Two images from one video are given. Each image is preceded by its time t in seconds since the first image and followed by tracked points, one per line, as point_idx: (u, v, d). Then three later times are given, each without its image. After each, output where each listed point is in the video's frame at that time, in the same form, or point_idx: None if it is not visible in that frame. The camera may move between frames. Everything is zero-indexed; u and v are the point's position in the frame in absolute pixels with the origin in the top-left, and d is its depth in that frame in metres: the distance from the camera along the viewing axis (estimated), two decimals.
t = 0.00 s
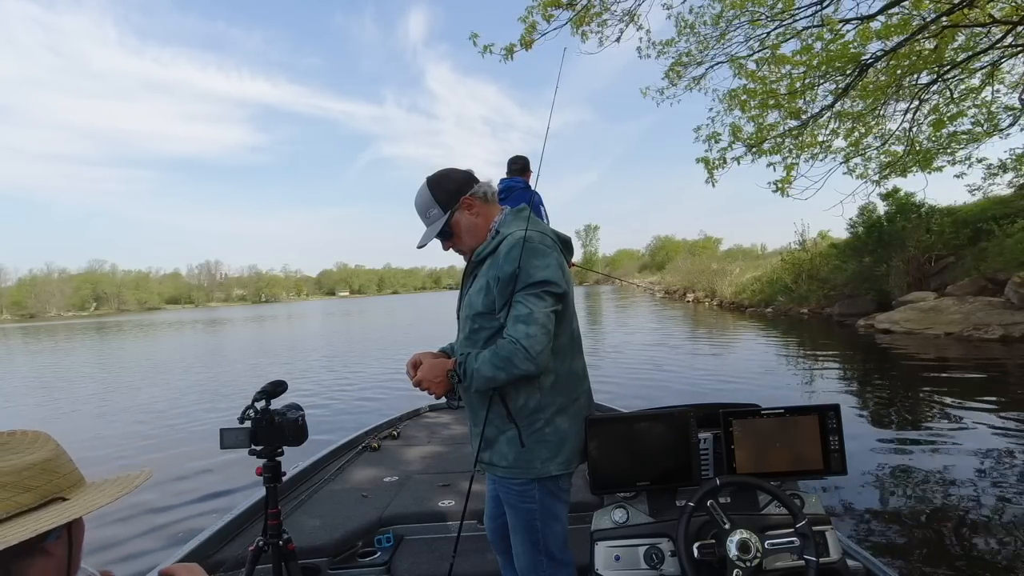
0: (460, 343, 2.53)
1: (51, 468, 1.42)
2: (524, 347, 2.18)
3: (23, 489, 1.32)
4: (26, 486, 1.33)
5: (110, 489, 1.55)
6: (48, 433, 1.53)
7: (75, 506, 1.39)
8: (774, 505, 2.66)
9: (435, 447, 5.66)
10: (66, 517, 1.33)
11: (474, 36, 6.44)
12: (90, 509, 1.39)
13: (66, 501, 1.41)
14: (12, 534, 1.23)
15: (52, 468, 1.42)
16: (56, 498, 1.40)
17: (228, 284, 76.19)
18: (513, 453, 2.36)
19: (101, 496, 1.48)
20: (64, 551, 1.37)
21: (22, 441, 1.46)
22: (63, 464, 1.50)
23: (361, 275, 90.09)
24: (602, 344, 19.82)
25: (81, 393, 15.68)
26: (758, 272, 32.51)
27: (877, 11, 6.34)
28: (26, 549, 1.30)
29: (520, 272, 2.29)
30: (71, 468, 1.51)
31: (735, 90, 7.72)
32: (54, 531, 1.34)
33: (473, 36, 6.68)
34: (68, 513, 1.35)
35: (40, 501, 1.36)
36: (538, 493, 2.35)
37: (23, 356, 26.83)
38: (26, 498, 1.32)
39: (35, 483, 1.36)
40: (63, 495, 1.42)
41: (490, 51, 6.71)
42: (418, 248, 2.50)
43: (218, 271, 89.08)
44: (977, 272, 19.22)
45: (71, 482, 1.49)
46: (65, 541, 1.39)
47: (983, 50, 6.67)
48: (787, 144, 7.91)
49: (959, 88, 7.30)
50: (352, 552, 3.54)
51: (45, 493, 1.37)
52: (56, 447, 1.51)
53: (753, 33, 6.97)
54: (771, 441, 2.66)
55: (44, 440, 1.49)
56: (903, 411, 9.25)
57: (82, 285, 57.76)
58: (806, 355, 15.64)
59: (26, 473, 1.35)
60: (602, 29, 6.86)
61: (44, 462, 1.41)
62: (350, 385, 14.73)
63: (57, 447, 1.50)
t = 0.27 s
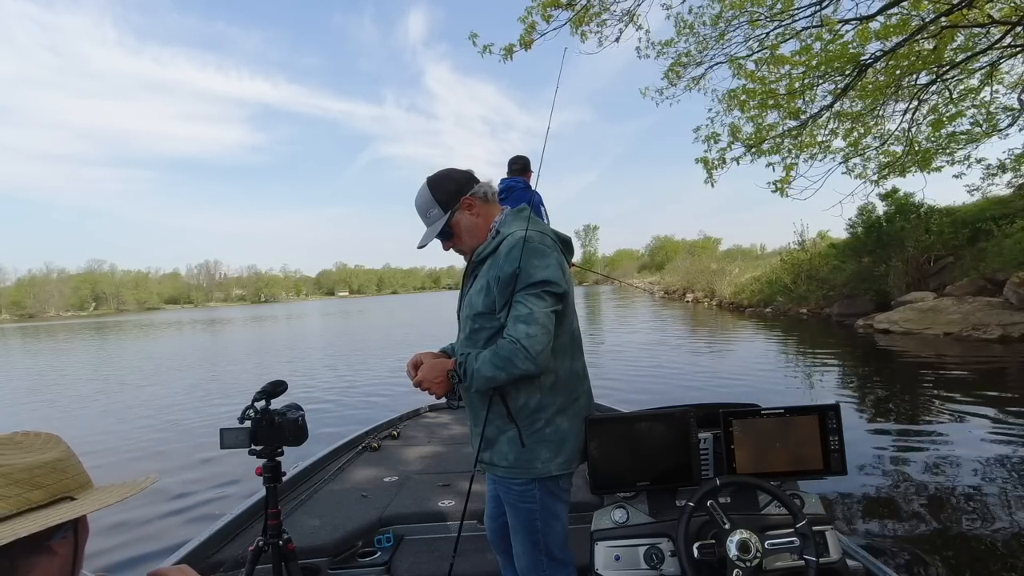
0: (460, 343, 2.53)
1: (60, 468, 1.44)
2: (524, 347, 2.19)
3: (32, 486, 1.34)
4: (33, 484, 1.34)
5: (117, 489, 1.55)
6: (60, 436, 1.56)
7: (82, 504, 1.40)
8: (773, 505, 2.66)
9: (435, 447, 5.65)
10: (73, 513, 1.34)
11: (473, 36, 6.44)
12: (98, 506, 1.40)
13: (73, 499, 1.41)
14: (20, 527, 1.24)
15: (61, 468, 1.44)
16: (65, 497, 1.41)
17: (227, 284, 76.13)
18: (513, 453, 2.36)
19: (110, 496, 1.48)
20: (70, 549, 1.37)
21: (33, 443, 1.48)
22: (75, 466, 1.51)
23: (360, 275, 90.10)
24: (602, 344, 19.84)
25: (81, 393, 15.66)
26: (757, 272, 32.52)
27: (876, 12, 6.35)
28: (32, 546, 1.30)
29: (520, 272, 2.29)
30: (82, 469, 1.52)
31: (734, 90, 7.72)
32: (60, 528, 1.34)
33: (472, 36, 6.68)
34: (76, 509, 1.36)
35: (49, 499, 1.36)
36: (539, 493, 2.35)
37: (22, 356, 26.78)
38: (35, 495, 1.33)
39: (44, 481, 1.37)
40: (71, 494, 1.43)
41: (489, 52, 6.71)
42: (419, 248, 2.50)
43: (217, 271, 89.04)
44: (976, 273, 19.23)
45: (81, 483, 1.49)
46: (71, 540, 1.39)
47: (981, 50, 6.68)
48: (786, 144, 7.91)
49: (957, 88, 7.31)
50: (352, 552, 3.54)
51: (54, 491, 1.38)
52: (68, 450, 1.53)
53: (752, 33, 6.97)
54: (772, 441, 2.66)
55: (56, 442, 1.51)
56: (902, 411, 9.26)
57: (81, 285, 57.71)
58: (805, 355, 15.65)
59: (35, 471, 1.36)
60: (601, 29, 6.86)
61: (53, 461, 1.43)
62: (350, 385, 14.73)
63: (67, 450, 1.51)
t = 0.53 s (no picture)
0: (460, 343, 2.53)
1: (67, 468, 1.44)
2: (524, 347, 2.19)
3: (37, 485, 1.34)
4: (37, 484, 1.34)
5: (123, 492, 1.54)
6: (71, 437, 1.57)
7: (87, 504, 1.39)
8: (774, 505, 2.66)
9: (435, 447, 5.65)
10: (75, 512, 1.33)
11: (472, 37, 6.44)
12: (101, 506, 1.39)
13: (78, 500, 1.41)
14: (22, 525, 1.24)
15: (68, 468, 1.44)
16: (70, 496, 1.40)
17: (226, 284, 76.11)
18: (513, 453, 2.36)
19: (115, 498, 1.48)
20: (74, 550, 1.36)
21: (43, 443, 1.49)
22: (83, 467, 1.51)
23: (360, 275, 90.13)
24: (602, 344, 19.83)
25: (80, 393, 15.65)
26: (756, 272, 32.51)
27: (875, 12, 6.35)
28: (34, 545, 1.30)
29: (520, 272, 2.29)
30: (91, 471, 1.52)
31: (734, 90, 7.72)
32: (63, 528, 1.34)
33: (472, 36, 6.68)
34: (80, 507, 1.36)
35: (54, 498, 1.36)
36: (539, 493, 2.35)
37: (22, 356, 26.77)
38: (39, 495, 1.33)
39: (50, 480, 1.37)
40: (76, 495, 1.42)
41: (489, 52, 6.71)
42: (419, 248, 2.50)
43: (217, 271, 88.99)
44: (975, 272, 19.23)
45: (88, 484, 1.49)
46: (75, 541, 1.38)
47: (980, 50, 6.67)
48: (785, 144, 7.91)
49: (956, 88, 7.31)
50: (352, 552, 3.54)
51: (59, 491, 1.38)
52: (76, 452, 1.53)
53: (752, 33, 6.97)
54: (772, 441, 2.66)
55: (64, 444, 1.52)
56: (902, 411, 9.26)
57: (80, 285, 57.67)
58: (804, 355, 15.66)
59: (41, 470, 1.37)
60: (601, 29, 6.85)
61: (61, 462, 1.44)
62: (349, 385, 14.72)
63: (76, 452, 1.52)
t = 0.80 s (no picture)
0: (460, 343, 2.53)
1: (59, 466, 1.44)
2: (525, 347, 2.19)
3: (26, 485, 1.34)
4: (26, 483, 1.34)
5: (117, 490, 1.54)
6: (67, 436, 1.57)
7: (77, 502, 1.39)
8: (773, 505, 2.66)
9: (435, 447, 5.65)
10: (64, 510, 1.33)
11: (472, 37, 6.44)
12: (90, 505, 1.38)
13: (69, 498, 1.40)
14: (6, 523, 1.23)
15: (60, 467, 1.44)
16: (60, 495, 1.40)
17: (225, 284, 76.07)
18: (513, 453, 2.36)
19: (107, 496, 1.47)
20: (66, 551, 1.36)
21: (38, 442, 1.50)
22: (77, 466, 1.51)
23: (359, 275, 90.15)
24: (601, 344, 19.83)
25: (79, 393, 15.63)
26: (756, 272, 32.52)
27: (873, 12, 6.35)
28: (23, 547, 1.29)
29: (520, 272, 2.29)
30: (86, 469, 1.52)
31: (733, 90, 7.72)
32: (51, 527, 1.33)
33: (471, 36, 6.67)
34: (69, 507, 1.35)
35: (43, 497, 1.36)
36: (539, 493, 2.35)
37: (20, 356, 26.73)
38: (27, 494, 1.33)
39: (40, 479, 1.37)
40: (67, 493, 1.42)
41: (488, 51, 6.70)
42: (419, 248, 2.51)
43: (216, 271, 88.95)
44: (974, 272, 19.24)
45: (82, 482, 1.48)
46: (68, 539, 1.38)
47: (979, 51, 6.68)
48: (784, 144, 7.91)
49: (955, 88, 7.31)
50: (352, 552, 3.54)
51: (49, 490, 1.38)
52: (72, 451, 1.53)
53: (751, 33, 6.97)
54: (771, 440, 2.66)
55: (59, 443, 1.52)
56: (901, 411, 9.26)
57: (79, 285, 57.61)
58: (804, 355, 15.67)
59: (30, 470, 1.37)
60: (600, 29, 6.85)
61: (52, 460, 1.44)
62: (349, 385, 14.72)
63: (71, 450, 1.52)
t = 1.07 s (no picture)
0: (460, 343, 2.53)
1: (54, 465, 1.44)
2: (525, 348, 2.19)
3: (21, 484, 1.34)
4: (23, 482, 1.34)
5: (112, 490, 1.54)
6: (63, 436, 1.57)
7: (73, 501, 1.39)
8: (773, 505, 2.66)
9: (435, 447, 5.65)
10: (59, 509, 1.33)
11: (471, 36, 6.44)
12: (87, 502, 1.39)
13: (65, 498, 1.40)
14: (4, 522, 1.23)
15: (55, 467, 1.44)
16: (55, 495, 1.40)
17: (225, 284, 76.03)
18: (513, 453, 2.36)
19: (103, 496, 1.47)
20: (63, 551, 1.36)
21: (34, 442, 1.49)
22: (72, 466, 1.51)
23: (358, 275, 90.14)
24: (600, 344, 19.84)
25: (78, 394, 15.63)
26: (755, 272, 32.53)
27: (872, 12, 6.35)
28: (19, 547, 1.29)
29: (520, 272, 2.29)
30: (81, 469, 1.52)
31: (732, 90, 7.73)
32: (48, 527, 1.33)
33: (471, 36, 6.66)
34: (64, 505, 1.35)
35: (39, 497, 1.36)
36: (539, 493, 2.35)
37: (20, 356, 26.71)
38: (23, 493, 1.33)
39: (35, 479, 1.37)
40: (62, 493, 1.41)
41: (488, 51, 6.70)
42: (419, 248, 2.50)
43: (215, 271, 88.93)
44: (974, 272, 19.25)
45: (77, 482, 1.48)
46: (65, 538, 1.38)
47: (978, 51, 6.68)
48: (784, 145, 7.90)
49: (954, 88, 7.31)
50: (353, 552, 3.53)
51: (45, 489, 1.38)
52: (67, 451, 1.53)
53: (750, 33, 6.97)
54: (771, 440, 2.66)
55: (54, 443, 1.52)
56: (901, 411, 9.26)
57: (78, 285, 57.57)
58: (803, 355, 15.68)
59: (25, 469, 1.37)
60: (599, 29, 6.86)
61: (47, 460, 1.43)
62: (349, 386, 14.72)
63: (66, 450, 1.52)
